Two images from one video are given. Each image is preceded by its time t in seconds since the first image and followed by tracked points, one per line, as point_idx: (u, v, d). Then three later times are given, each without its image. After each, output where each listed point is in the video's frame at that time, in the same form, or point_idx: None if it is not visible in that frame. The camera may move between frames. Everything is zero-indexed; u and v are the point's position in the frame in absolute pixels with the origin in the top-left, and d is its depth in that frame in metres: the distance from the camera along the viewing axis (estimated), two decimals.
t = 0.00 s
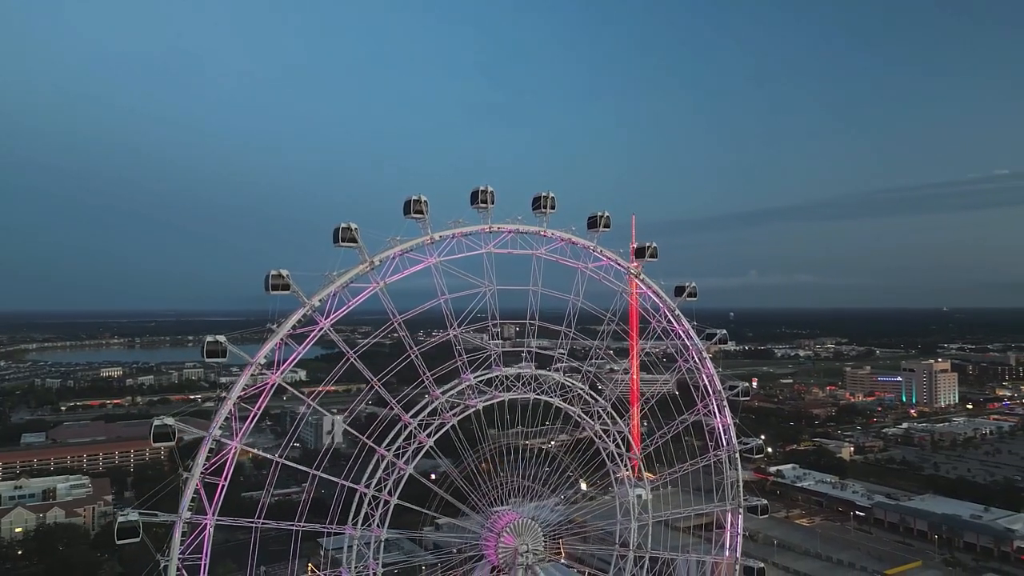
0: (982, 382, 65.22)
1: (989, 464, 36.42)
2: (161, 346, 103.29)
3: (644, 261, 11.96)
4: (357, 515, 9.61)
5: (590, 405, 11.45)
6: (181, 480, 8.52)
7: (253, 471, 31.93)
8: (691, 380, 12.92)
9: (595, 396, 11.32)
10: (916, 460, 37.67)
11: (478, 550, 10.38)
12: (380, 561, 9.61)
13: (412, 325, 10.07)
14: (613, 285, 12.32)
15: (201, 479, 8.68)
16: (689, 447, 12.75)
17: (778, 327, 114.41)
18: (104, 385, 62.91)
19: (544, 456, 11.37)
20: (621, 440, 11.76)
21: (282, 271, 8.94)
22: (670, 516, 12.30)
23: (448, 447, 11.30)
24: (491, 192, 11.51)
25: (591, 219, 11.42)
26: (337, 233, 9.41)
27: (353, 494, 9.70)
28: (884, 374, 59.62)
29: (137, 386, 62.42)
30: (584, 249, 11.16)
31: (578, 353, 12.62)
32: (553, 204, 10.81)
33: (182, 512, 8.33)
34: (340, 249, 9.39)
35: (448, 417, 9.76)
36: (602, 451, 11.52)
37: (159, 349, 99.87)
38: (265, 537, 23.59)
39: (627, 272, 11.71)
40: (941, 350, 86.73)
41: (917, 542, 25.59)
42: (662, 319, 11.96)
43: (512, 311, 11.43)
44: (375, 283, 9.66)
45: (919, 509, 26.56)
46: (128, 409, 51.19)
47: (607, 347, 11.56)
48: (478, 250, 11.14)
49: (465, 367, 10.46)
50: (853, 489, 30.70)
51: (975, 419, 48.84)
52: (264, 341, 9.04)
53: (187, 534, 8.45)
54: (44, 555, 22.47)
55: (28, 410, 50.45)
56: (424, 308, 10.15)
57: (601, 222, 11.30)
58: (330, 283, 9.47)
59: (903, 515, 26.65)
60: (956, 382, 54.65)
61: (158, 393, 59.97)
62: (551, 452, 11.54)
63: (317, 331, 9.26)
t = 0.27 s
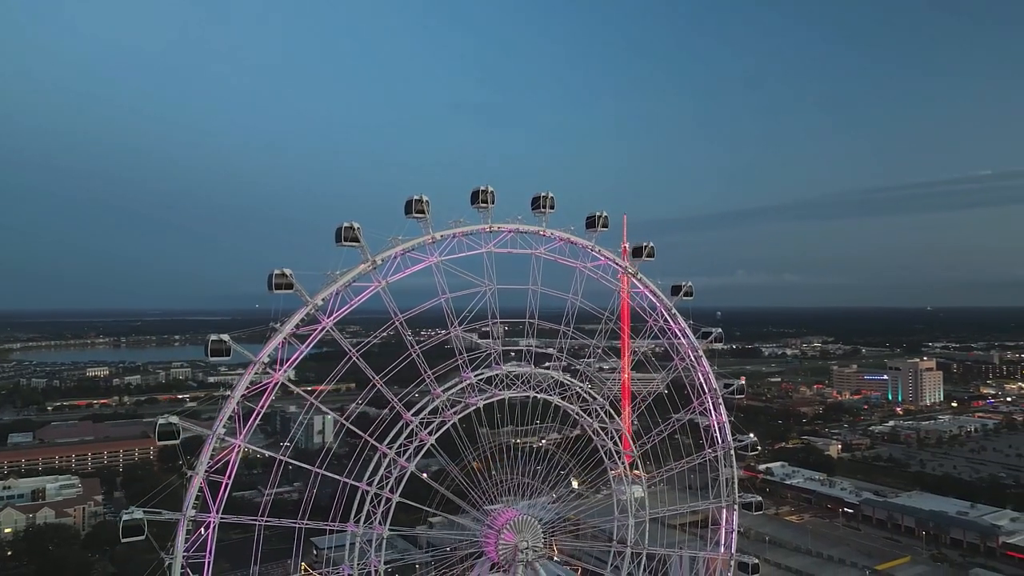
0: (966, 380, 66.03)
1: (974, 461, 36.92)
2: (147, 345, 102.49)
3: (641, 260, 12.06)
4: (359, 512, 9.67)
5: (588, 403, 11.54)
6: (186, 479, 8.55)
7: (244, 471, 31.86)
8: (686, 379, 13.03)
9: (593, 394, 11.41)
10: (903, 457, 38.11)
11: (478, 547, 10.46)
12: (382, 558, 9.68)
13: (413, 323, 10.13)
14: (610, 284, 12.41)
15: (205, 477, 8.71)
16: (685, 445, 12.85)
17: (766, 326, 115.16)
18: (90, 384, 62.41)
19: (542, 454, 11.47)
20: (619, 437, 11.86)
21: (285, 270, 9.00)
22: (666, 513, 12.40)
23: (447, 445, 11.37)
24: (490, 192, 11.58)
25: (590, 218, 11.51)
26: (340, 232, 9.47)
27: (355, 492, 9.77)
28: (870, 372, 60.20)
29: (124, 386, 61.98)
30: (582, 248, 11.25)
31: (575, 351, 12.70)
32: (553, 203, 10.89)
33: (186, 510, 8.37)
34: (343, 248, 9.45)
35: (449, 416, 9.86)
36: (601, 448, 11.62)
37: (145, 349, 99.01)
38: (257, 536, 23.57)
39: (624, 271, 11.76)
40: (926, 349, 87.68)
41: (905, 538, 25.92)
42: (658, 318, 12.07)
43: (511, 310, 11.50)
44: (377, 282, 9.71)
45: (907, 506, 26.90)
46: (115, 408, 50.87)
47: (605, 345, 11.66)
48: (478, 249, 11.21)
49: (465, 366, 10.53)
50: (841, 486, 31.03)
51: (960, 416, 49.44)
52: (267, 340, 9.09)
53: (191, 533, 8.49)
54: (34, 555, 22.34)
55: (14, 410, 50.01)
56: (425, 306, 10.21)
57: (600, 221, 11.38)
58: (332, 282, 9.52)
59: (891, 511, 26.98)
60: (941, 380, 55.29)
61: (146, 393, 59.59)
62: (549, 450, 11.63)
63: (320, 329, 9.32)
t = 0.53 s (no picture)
0: (950, 378, 66.88)
1: (959, 459, 37.43)
2: (132, 345, 101.67)
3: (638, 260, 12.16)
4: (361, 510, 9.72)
5: (585, 401, 11.62)
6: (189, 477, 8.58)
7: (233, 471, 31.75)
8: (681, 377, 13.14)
9: (590, 393, 11.50)
10: (889, 454, 38.55)
11: (478, 544, 10.54)
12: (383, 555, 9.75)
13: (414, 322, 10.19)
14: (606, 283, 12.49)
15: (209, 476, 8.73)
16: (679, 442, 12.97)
17: (752, 325, 115.95)
18: (75, 384, 61.85)
19: (540, 451, 11.57)
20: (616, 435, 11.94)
21: (288, 269, 9.03)
22: (662, 510, 12.52)
23: (447, 443, 11.43)
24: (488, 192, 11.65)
25: (587, 218, 11.61)
26: (342, 231, 9.50)
27: (356, 490, 9.83)
28: (856, 371, 60.81)
29: (110, 385, 61.47)
30: (580, 248, 11.35)
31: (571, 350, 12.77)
32: (551, 203, 10.99)
33: (190, 508, 8.37)
34: (345, 248, 9.48)
35: (450, 415, 9.94)
36: (598, 446, 11.71)
37: (129, 348, 98.07)
38: (249, 536, 23.51)
39: (621, 271, 11.82)
40: (910, 347, 88.70)
41: (892, 535, 26.26)
42: (654, 317, 12.16)
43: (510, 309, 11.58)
44: (378, 281, 9.76)
45: (893, 502, 27.24)
46: (101, 408, 50.51)
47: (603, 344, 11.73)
48: (477, 249, 11.28)
49: (465, 364, 10.60)
50: (829, 483, 31.37)
51: (944, 414, 50.07)
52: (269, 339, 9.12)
53: (195, 530, 8.52)
54: (22, 556, 22.17)
55: None
56: (426, 305, 10.26)
57: (597, 221, 11.49)
58: (334, 281, 9.56)
59: (877, 508, 27.31)
60: (925, 379, 55.98)
61: (132, 392, 59.16)
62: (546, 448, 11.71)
63: (322, 328, 9.37)
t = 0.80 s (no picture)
0: (932, 376, 67.71)
1: (943, 456, 37.94)
2: (115, 344, 100.71)
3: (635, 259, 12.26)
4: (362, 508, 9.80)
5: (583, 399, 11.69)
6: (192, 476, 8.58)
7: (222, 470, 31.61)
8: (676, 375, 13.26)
9: (588, 391, 11.59)
10: (874, 451, 38.99)
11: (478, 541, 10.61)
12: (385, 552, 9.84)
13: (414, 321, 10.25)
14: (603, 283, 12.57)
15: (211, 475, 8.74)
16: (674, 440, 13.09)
17: (737, 324, 116.66)
18: (58, 384, 61.21)
19: (538, 449, 11.65)
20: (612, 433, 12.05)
21: (290, 268, 9.06)
22: (658, 507, 12.62)
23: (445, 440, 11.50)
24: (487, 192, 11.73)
25: (584, 217, 11.71)
26: (343, 230, 9.54)
27: (357, 488, 9.88)
28: (841, 369, 61.41)
29: (94, 385, 60.90)
30: (578, 247, 11.45)
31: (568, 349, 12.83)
32: (549, 203, 11.08)
33: (193, 507, 8.38)
34: (347, 247, 9.52)
35: (450, 413, 10.02)
36: (596, 444, 11.80)
37: (112, 348, 96.95)
38: (239, 536, 23.43)
39: (618, 269, 11.90)
40: (893, 346, 89.62)
41: (878, 531, 26.60)
42: (650, 316, 12.26)
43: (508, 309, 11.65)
44: (379, 280, 9.81)
45: (880, 499, 27.57)
46: (86, 408, 50.10)
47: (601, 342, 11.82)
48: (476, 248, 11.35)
49: (465, 363, 10.67)
50: (816, 480, 31.70)
51: (928, 412, 50.72)
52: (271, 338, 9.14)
53: (198, 529, 8.54)
54: (10, 557, 21.97)
55: None
56: (426, 304, 10.30)
57: (594, 220, 11.60)
58: (335, 280, 9.59)
59: (864, 505, 27.63)
60: (909, 377, 56.65)
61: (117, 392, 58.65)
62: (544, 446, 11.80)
63: (324, 327, 9.40)
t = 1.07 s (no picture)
0: (915, 375, 68.54)
1: (927, 453, 38.43)
2: (98, 344, 99.81)
3: (630, 259, 12.35)
4: (363, 507, 9.89)
5: (581, 398, 11.77)
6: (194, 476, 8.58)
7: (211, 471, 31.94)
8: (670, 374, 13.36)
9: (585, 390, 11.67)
10: (859, 449, 39.42)
11: (477, 540, 10.64)
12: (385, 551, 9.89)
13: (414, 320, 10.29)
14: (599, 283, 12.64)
15: (213, 474, 8.75)
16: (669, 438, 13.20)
17: (723, 323, 117.36)
18: (41, 384, 60.60)
19: (536, 448, 11.73)
20: (609, 431, 12.13)
21: (292, 268, 9.09)
22: (654, 505, 12.72)
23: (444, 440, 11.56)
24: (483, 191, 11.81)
25: (581, 217, 11.80)
26: (344, 230, 9.57)
27: (358, 487, 9.93)
28: (825, 368, 62.03)
29: (77, 386, 60.39)
30: (576, 247, 11.54)
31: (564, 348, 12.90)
32: (547, 203, 11.17)
33: (195, 507, 8.38)
34: (348, 246, 9.55)
35: (451, 412, 10.08)
36: (593, 442, 11.88)
37: (95, 348, 95.91)
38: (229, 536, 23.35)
39: (615, 268, 12.00)
40: (877, 345, 90.53)
41: (865, 528, 26.93)
42: (646, 315, 12.36)
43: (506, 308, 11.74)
44: (380, 280, 9.83)
45: (866, 496, 27.89)
46: (71, 409, 49.79)
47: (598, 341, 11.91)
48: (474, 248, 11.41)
49: (464, 362, 10.72)
50: (803, 478, 32.02)
51: (912, 410, 51.35)
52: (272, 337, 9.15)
53: (199, 529, 8.53)
54: None
55: None
56: (426, 304, 10.34)
57: (592, 220, 11.70)
58: (336, 279, 9.61)
59: (851, 502, 27.93)
60: (892, 376, 57.31)
61: (101, 393, 58.19)
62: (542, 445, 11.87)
63: (325, 326, 9.41)
